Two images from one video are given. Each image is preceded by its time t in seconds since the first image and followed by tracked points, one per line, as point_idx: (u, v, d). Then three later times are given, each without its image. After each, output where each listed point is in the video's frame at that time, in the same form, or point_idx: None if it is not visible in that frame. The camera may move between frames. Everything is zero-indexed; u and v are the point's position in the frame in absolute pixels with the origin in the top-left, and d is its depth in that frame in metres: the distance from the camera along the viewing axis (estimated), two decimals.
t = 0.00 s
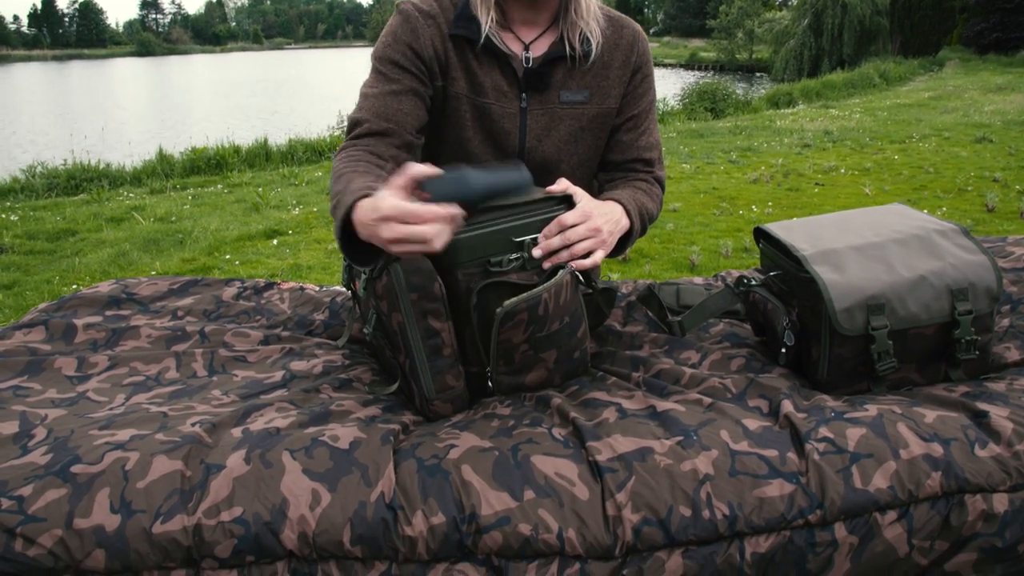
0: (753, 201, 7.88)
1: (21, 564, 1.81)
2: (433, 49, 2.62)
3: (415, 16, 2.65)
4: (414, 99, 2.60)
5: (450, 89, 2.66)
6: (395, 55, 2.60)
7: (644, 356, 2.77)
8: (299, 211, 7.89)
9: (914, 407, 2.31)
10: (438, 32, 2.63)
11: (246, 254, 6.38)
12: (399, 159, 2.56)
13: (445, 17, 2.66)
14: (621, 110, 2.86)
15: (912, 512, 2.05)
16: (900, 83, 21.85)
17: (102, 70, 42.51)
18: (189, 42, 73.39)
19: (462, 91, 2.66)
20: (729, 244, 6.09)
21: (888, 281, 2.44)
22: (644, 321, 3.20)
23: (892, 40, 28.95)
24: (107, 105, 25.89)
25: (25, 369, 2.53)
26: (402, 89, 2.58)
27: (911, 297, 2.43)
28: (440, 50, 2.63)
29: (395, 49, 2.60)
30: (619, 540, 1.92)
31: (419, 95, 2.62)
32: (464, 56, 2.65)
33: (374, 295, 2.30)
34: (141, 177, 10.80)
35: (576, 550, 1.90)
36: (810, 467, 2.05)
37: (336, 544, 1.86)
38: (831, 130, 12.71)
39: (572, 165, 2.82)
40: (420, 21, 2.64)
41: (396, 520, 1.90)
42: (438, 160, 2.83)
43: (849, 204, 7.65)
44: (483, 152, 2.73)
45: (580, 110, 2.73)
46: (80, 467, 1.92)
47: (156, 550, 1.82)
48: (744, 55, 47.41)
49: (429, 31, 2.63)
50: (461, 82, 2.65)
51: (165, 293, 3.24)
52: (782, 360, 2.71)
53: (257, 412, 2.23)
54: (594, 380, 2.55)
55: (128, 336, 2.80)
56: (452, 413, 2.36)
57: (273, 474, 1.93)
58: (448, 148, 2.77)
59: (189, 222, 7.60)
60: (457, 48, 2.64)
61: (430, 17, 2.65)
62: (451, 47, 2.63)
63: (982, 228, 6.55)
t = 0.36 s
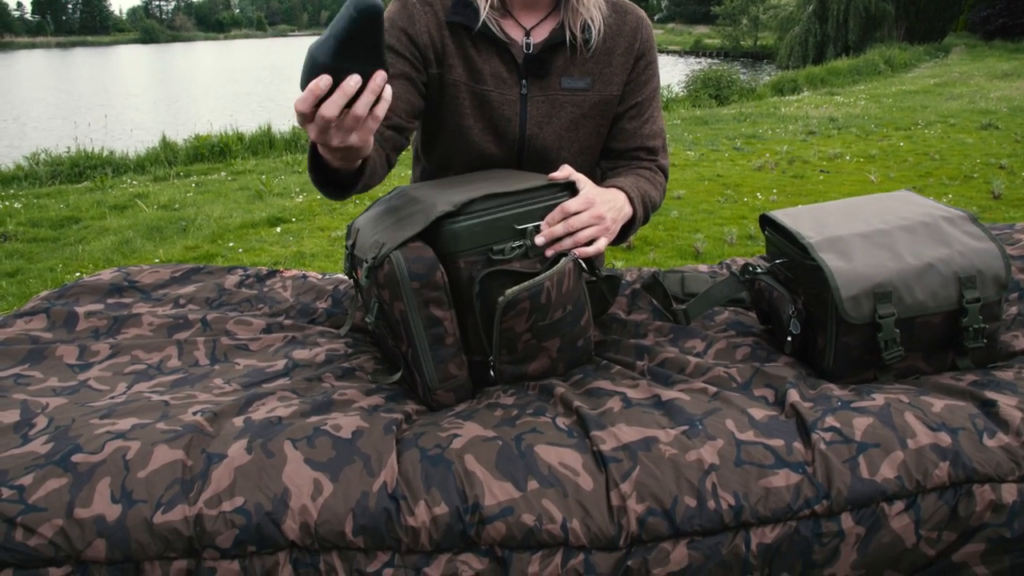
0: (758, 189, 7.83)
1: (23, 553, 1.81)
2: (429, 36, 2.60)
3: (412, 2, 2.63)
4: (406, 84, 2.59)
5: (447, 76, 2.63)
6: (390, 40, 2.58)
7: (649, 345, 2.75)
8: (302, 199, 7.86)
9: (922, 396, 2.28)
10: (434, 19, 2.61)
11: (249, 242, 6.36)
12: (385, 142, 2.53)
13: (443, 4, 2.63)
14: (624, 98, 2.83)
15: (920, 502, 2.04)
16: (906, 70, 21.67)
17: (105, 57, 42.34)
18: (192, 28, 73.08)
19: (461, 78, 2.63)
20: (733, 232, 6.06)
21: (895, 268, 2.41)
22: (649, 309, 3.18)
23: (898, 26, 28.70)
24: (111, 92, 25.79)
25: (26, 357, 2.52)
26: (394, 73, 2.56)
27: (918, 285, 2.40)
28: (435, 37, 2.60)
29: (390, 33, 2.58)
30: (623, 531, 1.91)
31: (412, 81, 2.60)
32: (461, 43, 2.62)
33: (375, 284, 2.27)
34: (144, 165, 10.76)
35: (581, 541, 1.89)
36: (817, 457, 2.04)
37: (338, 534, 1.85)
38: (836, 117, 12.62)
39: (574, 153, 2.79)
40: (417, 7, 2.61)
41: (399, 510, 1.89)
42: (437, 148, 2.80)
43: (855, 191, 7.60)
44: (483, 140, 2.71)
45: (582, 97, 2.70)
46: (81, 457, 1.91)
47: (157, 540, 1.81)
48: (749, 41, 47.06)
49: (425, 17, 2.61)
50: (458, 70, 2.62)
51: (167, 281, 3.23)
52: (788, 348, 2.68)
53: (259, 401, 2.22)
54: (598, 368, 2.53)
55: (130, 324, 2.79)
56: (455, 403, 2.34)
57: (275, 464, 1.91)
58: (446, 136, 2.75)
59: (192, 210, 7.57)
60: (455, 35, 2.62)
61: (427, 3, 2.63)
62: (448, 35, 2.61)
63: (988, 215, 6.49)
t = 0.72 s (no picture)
0: (762, 191, 7.82)
1: (28, 557, 1.81)
2: (429, 40, 2.62)
3: (414, 7, 2.65)
4: (401, 86, 2.61)
5: (445, 81, 2.65)
6: (390, 42, 2.61)
7: (655, 348, 2.74)
8: (307, 202, 7.87)
9: (928, 400, 2.27)
10: (435, 24, 2.62)
11: (254, 245, 6.36)
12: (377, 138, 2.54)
13: (445, 11, 2.64)
14: (628, 102, 2.83)
15: (926, 506, 2.02)
16: (910, 72, 21.63)
17: (110, 61, 42.45)
18: (197, 32, 73.27)
19: (463, 83, 2.63)
20: (738, 234, 6.04)
21: (901, 272, 2.40)
22: (654, 312, 3.17)
23: (902, 29, 28.62)
24: (116, 96, 25.86)
25: (31, 360, 2.53)
26: (389, 75, 2.59)
27: (923, 289, 2.39)
28: (435, 43, 2.62)
29: (391, 36, 2.61)
30: (629, 535, 1.90)
31: (406, 84, 2.63)
32: (463, 49, 2.63)
33: (380, 287, 2.26)
34: (149, 168, 10.79)
35: (586, 545, 1.88)
36: (823, 461, 2.03)
37: (342, 539, 1.85)
38: (840, 119, 12.59)
39: (578, 157, 2.78)
40: (419, 12, 2.64)
41: (403, 514, 1.88)
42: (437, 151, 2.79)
43: (859, 193, 7.58)
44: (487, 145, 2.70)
45: (586, 102, 2.70)
46: (86, 460, 1.91)
47: (161, 545, 1.81)
48: (753, 44, 47.01)
49: (426, 22, 2.62)
50: (461, 75, 2.63)
51: (171, 284, 3.23)
52: (793, 351, 2.67)
53: (263, 405, 2.22)
54: (603, 372, 2.53)
55: (135, 327, 2.79)
56: (459, 405, 2.34)
57: (279, 467, 1.91)
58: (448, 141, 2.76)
59: (197, 213, 7.59)
60: (458, 41, 2.62)
61: (429, 8, 2.65)
62: (450, 41, 2.62)
63: (993, 217, 6.47)
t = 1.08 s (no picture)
0: (765, 195, 7.81)
1: (31, 563, 1.81)
2: (438, 45, 2.61)
3: (426, 7, 2.62)
4: (405, 83, 2.58)
5: (450, 86, 2.64)
6: (398, 37, 2.56)
7: (658, 353, 2.74)
8: (310, 206, 7.88)
9: (933, 405, 2.26)
10: (445, 29, 2.61)
11: (257, 249, 6.37)
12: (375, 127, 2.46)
13: (455, 15, 2.63)
14: (633, 111, 2.84)
15: (931, 512, 2.02)
16: (913, 75, 21.64)
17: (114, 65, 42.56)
18: (200, 36, 73.47)
19: (469, 90, 2.63)
20: (741, 238, 6.04)
21: (905, 277, 2.39)
22: (657, 317, 3.17)
23: (904, 33, 28.62)
24: (120, 100, 25.92)
25: (35, 365, 2.53)
26: (396, 70, 2.54)
27: (928, 294, 2.38)
28: (444, 46, 2.61)
29: (400, 31, 2.57)
30: (632, 541, 1.90)
31: (409, 83, 2.60)
32: (471, 56, 2.63)
33: (384, 291, 2.26)
34: (153, 172, 10.81)
35: (589, 551, 1.88)
36: (826, 466, 2.02)
37: (345, 544, 1.85)
38: (843, 123, 12.58)
39: (583, 164, 2.79)
40: (431, 12, 2.62)
41: (406, 520, 1.88)
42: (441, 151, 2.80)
43: (863, 197, 7.58)
44: (491, 151, 2.71)
45: (591, 111, 2.71)
46: (89, 466, 1.91)
47: (164, 550, 1.81)
48: (756, 48, 47.04)
49: (437, 25, 2.61)
50: (467, 81, 2.63)
51: (175, 289, 3.24)
52: (797, 356, 2.67)
53: (266, 410, 2.22)
54: (606, 377, 2.52)
55: (138, 332, 2.80)
56: (463, 410, 2.34)
57: (282, 473, 1.91)
58: (449, 144, 2.76)
59: (200, 217, 7.60)
60: (466, 50, 2.62)
61: (440, 12, 2.63)
62: (458, 48, 2.61)
63: (996, 221, 6.45)
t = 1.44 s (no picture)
0: (766, 197, 7.81)
1: (31, 566, 1.81)
2: (449, 50, 2.59)
3: (435, 10, 2.59)
4: (420, 89, 2.56)
5: (460, 92, 2.63)
6: (410, 40, 2.53)
7: (659, 355, 2.74)
8: (311, 209, 7.88)
9: (933, 407, 2.26)
10: (455, 33, 2.60)
11: (258, 252, 6.38)
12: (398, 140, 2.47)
13: (462, 20, 2.62)
14: (635, 116, 2.84)
15: (931, 514, 2.02)
16: (913, 77, 21.63)
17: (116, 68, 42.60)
18: (201, 39, 73.56)
19: (475, 95, 2.63)
20: (742, 240, 6.04)
21: (905, 278, 2.39)
22: (658, 319, 3.17)
23: (905, 35, 28.62)
24: (122, 103, 25.95)
25: (35, 368, 2.54)
26: (412, 75, 2.52)
27: (928, 296, 2.38)
28: (453, 51, 2.60)
29: (411, 34, 2.53)
30: (632, 544, 1.90)
31: (424, 88, 2.58)
32: (476, 60, 2.63)
33: (385, 294, 2.27)
34: (154, 174, 10.82)
35: (589, 553, 1.88)
36: (827, 468, 2.02)
37: (346, 547, 1.86)
38: (844, 125, 12.58)
39: (584, 169, 2.81)
40: (440, 15, 2.59)
41: (406, 523, 1.89)
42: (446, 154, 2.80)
43: (863, 199, 7.58)
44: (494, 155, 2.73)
45: (593, 117, 2.72)
46: (90, 469, 1.91)
47: (164, 554, 1.82)
48: (756, 50, 47.05)
49: (447, 29, 2.59)
50: (473, 86, 2.63)
51: (176, 292, 3.25)
52: (798, 359, 2.67)
53: (267, 414, 2.22)
54: (607, 380, 2.53)
55: (139, 335, 2.80)
56: (464, 414, 2.34)
57: (282, 476, 1.91)
58: (453, 147, 2.76)
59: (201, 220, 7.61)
60: (473, 55, 2.62)
61: (449, 15, 2.61)
62: (465, 54, 2.61)
63: (997, 223, 6.45)
